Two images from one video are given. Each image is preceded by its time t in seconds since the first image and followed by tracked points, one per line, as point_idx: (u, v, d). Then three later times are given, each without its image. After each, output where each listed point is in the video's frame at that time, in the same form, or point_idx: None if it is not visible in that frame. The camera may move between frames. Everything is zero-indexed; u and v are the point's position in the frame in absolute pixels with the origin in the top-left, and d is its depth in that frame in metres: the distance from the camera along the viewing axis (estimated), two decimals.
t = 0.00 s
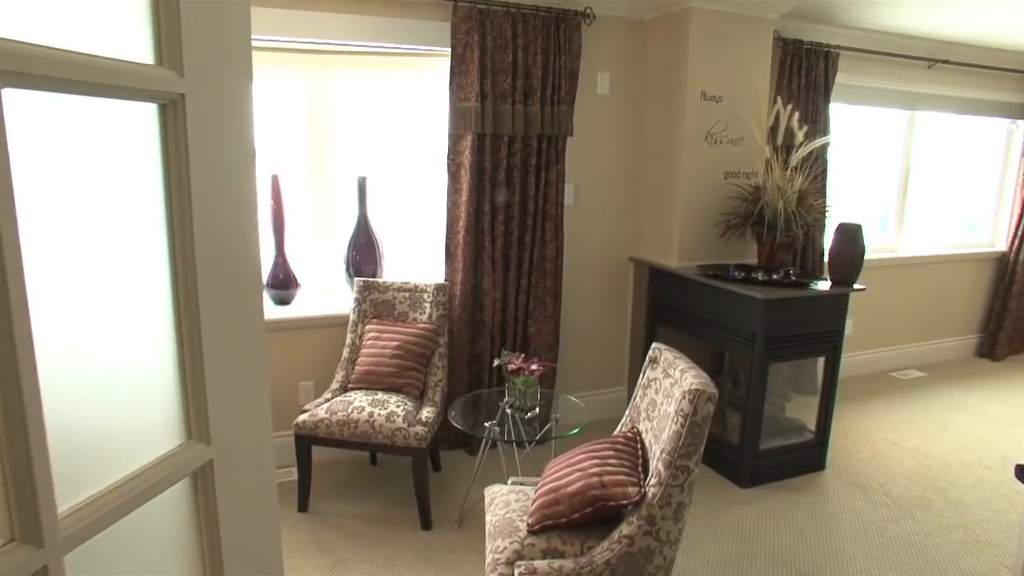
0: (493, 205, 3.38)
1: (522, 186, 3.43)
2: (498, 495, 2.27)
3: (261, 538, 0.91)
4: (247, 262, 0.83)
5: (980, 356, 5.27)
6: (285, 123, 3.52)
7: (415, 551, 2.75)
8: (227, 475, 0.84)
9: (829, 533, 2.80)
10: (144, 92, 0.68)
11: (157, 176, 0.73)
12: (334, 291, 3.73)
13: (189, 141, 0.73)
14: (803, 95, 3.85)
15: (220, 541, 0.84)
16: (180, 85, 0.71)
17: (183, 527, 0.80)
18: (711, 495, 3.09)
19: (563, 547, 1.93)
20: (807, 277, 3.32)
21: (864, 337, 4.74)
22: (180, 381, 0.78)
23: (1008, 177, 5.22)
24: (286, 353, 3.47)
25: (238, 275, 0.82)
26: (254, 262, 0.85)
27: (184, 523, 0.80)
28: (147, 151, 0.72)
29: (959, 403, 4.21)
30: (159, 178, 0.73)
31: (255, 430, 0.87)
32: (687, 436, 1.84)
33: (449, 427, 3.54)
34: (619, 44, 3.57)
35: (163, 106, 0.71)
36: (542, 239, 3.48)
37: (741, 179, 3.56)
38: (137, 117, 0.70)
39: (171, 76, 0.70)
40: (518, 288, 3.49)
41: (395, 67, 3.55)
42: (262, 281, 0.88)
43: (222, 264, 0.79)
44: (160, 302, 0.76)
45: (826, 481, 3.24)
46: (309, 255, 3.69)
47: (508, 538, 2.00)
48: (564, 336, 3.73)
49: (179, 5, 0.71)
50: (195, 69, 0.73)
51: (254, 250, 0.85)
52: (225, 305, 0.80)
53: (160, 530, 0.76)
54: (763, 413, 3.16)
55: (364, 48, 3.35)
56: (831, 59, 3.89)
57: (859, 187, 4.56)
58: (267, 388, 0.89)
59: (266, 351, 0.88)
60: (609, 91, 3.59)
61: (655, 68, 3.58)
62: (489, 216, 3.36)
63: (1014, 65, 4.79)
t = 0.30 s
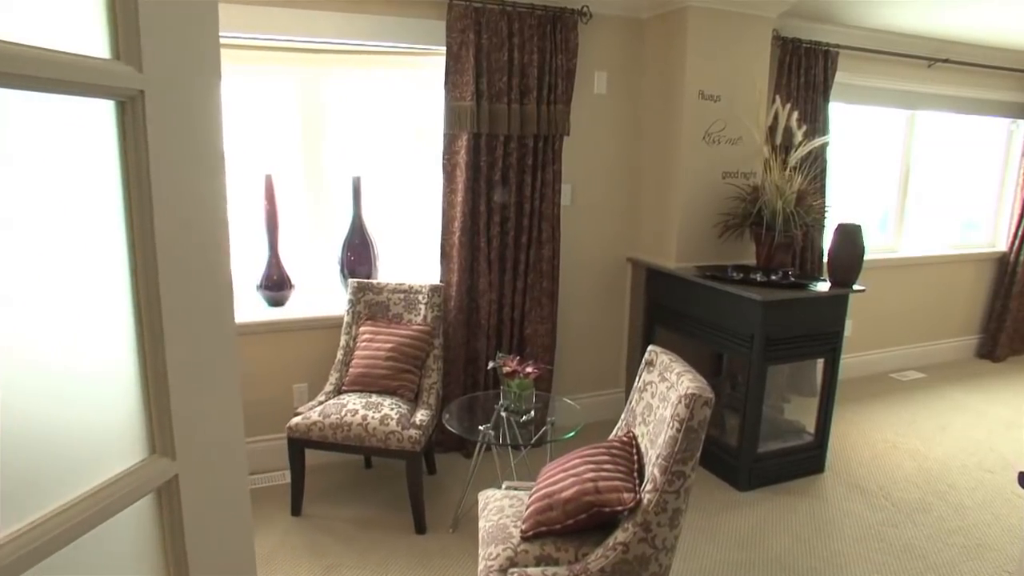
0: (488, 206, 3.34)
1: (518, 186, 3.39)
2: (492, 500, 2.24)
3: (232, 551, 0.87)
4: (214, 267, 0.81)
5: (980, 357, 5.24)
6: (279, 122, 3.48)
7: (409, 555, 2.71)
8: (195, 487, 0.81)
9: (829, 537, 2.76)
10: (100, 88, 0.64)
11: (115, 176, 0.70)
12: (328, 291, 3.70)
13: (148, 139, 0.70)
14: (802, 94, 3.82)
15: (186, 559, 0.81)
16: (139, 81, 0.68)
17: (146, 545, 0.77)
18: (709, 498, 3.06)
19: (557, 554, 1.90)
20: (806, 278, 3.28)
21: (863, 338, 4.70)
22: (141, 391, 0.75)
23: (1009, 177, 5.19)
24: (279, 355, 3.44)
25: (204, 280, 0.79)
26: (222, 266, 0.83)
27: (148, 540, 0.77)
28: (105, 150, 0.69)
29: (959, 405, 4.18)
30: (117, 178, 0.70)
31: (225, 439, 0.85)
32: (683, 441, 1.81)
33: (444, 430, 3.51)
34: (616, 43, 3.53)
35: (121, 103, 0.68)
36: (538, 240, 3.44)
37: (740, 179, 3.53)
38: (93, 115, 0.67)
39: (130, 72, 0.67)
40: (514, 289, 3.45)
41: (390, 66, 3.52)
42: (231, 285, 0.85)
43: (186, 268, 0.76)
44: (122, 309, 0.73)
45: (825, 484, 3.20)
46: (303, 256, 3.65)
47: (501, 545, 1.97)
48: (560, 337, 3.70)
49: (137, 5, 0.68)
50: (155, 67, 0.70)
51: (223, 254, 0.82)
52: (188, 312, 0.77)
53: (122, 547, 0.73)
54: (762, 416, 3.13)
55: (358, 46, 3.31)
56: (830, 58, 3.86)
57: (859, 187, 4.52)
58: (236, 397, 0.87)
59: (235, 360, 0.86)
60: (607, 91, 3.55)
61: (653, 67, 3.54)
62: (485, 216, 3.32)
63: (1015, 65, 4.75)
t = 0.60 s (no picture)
0: (483, 207, 3.30)
1: (513, 186, 3.36)
2: (484, 506, 2.20)
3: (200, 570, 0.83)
4: (175, 271, 0.77)
5: (979, 357, 5.20)
6: (271, 121, 3.44)
7: (402, 561, 2.67)
8: (159, 504, 0.77)
9: (828, 542, 2.72)
10: (44, 83, 0.61)
11: (64, 178, 0.66)
12: (322, 293, 3.66)
13: (99, 138, 0.67)
14: (801, 93, 3.78)
15: None
16: (87, 76, 0.64)
17: (102, 566, 0.73)
18: (706, 502, 3.02)
19: (550, 562, 1.86)
20: (805, 279, 3.24)
21: (863, 339, 4.67)
22: (94, 404, 0.72)
23: (1008, 177, 5.15)
24: (272, 357, 3.40)
25: (164, 285, 0.75)
26: (184, 270, 0.79)
27: (103, 562, 0.73)
28: (52, 149, 0.65)
29: (959, 407, 4.14)
30: (66, 181, 0.66)
31: (189, 451, 0.81)
32: (678, 447, 1.77)
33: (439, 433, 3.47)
34: (612, 42, 3.50)
35: (68, 99, 0.64)
36: (534, 241, 3.40)
37: (737, 179, 3.49)
38: (37, 110, 0.63)
39: (77, 66, 0.63)
40: (510, 290, 3.41)
41: (384, 65, 3.48)
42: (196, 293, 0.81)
43: (143, 274, 0.73)
44: (71, 319, 0.69)
45: (824, 488, 3.17)
46: (296, 257, 3.61)
47: (493, 552, 1.93)
48: (556, 338, 3.66)
49: (83, 4, 0.64)
50: (106, 62, 0.66)
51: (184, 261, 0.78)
52: (144, 317, 0.73)
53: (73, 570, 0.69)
54: (760, 419, 3.09)
55: (351, 45, 3.27)
56: (829, 57, 3.82)
57: (858, 187, 4.49)
58: (202, 408, 0.83)
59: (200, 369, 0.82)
60: (603, 90, 3.52)
61: (650, 66, 3.50)
62: (480, 217, 3.28)
63: (1015, 63, 4.72)
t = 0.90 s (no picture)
0: (476, 207, 3.26)
1: (506, 186, 3.31)
2: (474, 512, 2.16)
3: None
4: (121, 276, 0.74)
5: (978, 358, 5.17)
6: (261, 121, 3.40)
7: (392, 567, 2.63)
8: (104, 522, 0.74)
9: (825, 547, 2.68)
10: None
11: None
12: (313, 295, 3.61)
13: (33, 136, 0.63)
14: (797, 93, 3.74)
15: None
16: (17, 69, 0.61)
17: None
18: (701, 507, 2.98)
19: (540, 571, 1.82)
20: (802, 280, 3.20)
21: (860, 340, 4.63)
22: (32, 416, 0.68)
23: (1007, 177, 5.12)
24: (261, 359, 3.36)
25: (109, 289, 0.73)
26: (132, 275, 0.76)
27: None
28: None
29: (958, 409, 4.10)
30: None
31: (137, 461, 0.78)
32: (671, 454, 1.73)
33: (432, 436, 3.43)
34: (607, 41, 3.46)
35: None
36: (527, 241, 3.36)
37: (733, 179, 3.45)
38: None
39: (7, 59, 0.60)
40: (503, 292, 3.37)
41: (375, 64, 3.44)
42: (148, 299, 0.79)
43: (87, 276, 0.70)
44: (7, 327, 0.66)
45: (820, 491, 3.13)
46: (286, 258, 3.56)
47: (482, 560, 1.89)
48: (550, 340, 3.61)
49: None
50: (39, 57, 0.63)
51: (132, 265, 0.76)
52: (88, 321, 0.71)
53: None
54: (756, 422, 3.05)
55: (342, 43, 3.23)
56: (826, 56, 3.78)
57: (856, 186, 4.45)
58: (153, 415, 0.80)
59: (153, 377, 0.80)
60: (598, 89, 3.47)
61: (644, 64, 3.47)
62: (473, 217, 3.24)
63: (1013, 63, 4.69)
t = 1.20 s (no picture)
0: (464, 208, 3.21)
1: (494, 186, 3.27)
2: (459, 520, 2.11)
3: None
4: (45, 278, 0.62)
5: (970, 359, 5.15)
6: (244, 120, 3.34)
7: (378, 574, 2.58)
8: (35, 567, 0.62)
9: (818, 552, 2.65)
10: None
11: None
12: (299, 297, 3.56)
13: None
14: (789, 92, 3.71)
15: None
16: None
17: None
18: (693, 510, 2.94)
19: None
20: (794, 281, 3.16)
21: (853, 341, 4.60)
22: None
23: (998, 177, 5.11)
24: (246, 363, 3.30)
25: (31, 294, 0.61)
26: (62, 277, 0.64)
27: None
28: None
29: (951, 409, 4.08)
30: None
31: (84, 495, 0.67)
32: (659, 461, 1.69)
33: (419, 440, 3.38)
34: (597, 39, 3.41)
35: None
36: (516, 242, 3.31)
37: (725, 179, 3.41)
38: None
39: None
40: (491, 293, 3.32)
41: (361, 63, 3.40)
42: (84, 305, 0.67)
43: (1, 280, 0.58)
44: None
45: (813, 494, 3.09)
46: (271, 260, 3.50)
47: (466, 570, 1.84)
48: (540, 342, 3.57)
49: None
50: None
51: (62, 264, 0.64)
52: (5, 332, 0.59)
53: None
54: (748, 425, 3.01)
55: (328, 41, 3.17)
56: (818, 55, 3.75)
57: (848, 186, 4.42)
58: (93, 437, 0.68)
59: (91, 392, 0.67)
60: (587, 88, 3.43)
61: (635, 63, 3.42)
62: (460, 218, 3.19)
63: (1005, 62, 4.67)
